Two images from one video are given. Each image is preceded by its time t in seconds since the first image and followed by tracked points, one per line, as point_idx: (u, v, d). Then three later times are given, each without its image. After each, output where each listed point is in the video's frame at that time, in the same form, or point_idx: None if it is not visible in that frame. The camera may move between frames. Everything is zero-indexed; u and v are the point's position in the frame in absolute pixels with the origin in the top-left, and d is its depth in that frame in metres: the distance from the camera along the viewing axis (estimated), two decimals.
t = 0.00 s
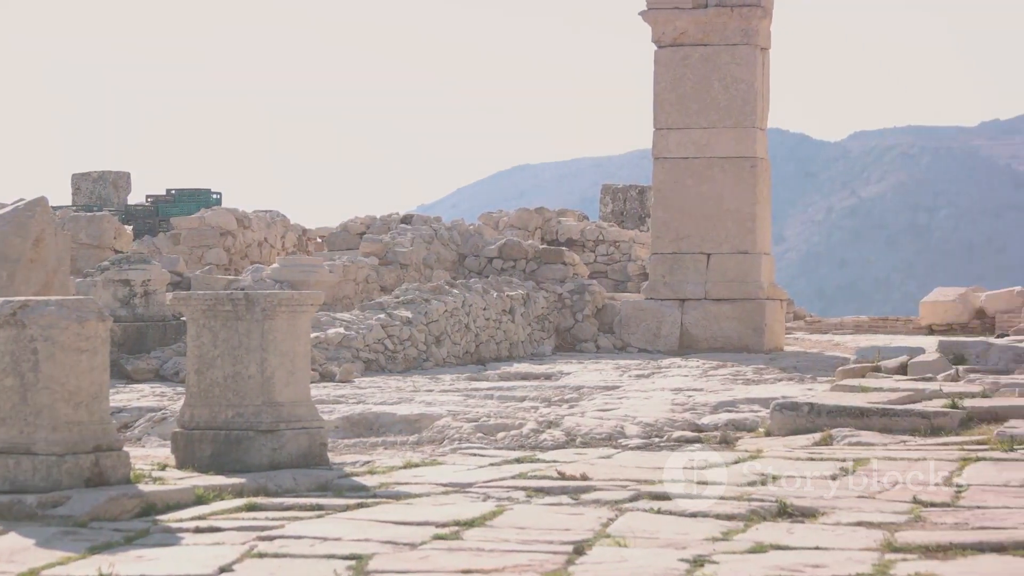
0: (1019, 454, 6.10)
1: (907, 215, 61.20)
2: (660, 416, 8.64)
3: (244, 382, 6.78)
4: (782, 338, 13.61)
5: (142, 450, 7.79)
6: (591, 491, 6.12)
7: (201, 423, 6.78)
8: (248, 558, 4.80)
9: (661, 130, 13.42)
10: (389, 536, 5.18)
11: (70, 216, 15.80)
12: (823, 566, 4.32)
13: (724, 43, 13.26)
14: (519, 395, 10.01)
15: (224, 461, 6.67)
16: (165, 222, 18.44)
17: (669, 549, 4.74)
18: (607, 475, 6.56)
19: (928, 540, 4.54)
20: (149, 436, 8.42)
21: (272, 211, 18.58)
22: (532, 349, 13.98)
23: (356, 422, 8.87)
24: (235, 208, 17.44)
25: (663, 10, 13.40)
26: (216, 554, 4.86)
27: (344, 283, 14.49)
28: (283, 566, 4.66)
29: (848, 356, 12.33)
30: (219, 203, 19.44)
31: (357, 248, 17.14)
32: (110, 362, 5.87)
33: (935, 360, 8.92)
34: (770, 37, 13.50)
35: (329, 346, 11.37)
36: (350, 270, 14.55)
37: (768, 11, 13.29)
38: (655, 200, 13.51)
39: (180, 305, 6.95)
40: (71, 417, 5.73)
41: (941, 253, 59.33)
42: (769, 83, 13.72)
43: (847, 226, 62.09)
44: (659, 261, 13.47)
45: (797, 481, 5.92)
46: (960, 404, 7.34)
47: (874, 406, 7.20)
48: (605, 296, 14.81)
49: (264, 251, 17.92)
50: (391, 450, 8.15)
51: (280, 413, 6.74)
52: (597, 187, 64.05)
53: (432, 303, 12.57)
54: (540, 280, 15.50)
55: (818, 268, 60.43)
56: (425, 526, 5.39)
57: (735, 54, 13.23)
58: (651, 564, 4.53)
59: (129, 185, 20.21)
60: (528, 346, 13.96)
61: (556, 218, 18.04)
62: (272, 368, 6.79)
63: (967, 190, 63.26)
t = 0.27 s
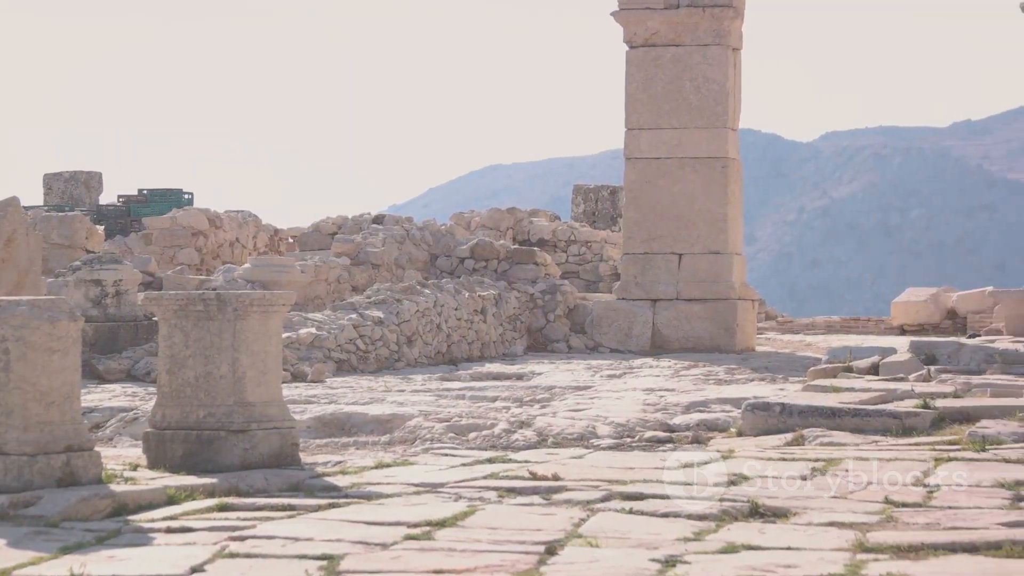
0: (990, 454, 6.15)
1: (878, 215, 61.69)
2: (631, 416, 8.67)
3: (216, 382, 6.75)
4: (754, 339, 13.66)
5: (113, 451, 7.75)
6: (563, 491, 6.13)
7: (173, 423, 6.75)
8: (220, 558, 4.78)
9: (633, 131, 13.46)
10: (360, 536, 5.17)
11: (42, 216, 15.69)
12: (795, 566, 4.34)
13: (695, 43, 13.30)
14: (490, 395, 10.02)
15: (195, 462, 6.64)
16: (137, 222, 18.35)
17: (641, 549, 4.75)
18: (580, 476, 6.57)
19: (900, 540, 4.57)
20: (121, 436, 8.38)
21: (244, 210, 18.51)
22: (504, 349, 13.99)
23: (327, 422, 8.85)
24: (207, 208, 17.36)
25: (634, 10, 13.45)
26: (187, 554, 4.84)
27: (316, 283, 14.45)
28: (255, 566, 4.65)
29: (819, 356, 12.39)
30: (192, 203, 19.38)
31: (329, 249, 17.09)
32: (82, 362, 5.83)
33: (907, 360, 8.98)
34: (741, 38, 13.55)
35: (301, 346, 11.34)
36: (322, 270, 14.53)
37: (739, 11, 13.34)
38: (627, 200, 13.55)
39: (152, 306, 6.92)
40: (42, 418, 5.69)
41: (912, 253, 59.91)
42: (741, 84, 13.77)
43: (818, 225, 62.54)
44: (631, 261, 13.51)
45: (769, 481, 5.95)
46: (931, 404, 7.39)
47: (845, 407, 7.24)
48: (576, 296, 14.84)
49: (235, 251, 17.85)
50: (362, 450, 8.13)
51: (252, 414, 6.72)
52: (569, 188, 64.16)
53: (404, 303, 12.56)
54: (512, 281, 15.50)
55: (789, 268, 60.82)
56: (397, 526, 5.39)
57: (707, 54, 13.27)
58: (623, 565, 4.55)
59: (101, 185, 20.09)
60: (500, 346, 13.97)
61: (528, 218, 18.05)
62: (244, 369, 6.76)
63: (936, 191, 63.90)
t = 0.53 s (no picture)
0: (961, 454, 6.20)
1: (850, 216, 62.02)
2: (604, 416, 8.69)
3: (188, 382, 6.73)
4: (726, 339, 13.72)
5: (84, 451, 7.71)
6: (535, 492, 6.14)
7: (145, 423, 6.72)
8: (192, 558, 4.77)
9: (605, 132, 13.50)
10: (333, 537, 5.17)
11: (13, 216, 15.58)
12: (768, 566, 4.37)
13: (667, 43, 13.35)
14: (463, 395, 10.03)
15: (167, 462, 6.61)
16: (109, 222, 18.25)
17: (613, 549, 4.77)
18: (552, 476, 6.59)
19: (872, 540, 4.61)
20: (93, 436, 8.34)
21: (217, 210, 18.44)
22: (475, 349, 13.99)
23: (300, 423, 8.83)
24: (178, 208, 17.28)
25: (606, 10, 13.48)
26: (159, 554, 4.83)
27: (288, 283, 14.42)
28: (227, 566, 4.64)
29: (791, 356, 12.46)
30: (164, 203, 19.30)
31: (301, 249, 17.04)
32: (53, 362, 5.81)
33: (878, 360, 9.04)
34: (713, 38, 13.60)
35: (273, 346, 11.31)
36: (294, 270, 14.50)
37: (711, 12, 13.39)
38: (599, 201, 13.57)
39: (124, 306, 6.89)
40: (13, 417, 5.66)
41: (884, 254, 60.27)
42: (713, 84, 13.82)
43: (790, 227, 62.75)
44: (603, 261, 13.55)
45: (741, 481, 5.98)
46: (903, 404, 7.44)
47: (816, 407, 7.28)
48: (548, 296, 14.86)
49: (207, 251, 17.78)
50: (334, 450, 8.13)
51: (224, 414, 6.70)
52: (542, 189, 64.22)
53: (376, 303, 12.54)
54: (483, 281, 15.51)
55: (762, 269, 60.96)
56: (369, 526, 5.38)
57: (679, 54, 13.32)
58: (596, 564, 4.56)
59: (73, 185, 19.97)
60: (472, 346, 13.98)
61: (500, 219, 18.07)
62: (216, 369, 6.75)
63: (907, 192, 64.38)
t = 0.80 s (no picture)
0: (937, 454, 6.25)
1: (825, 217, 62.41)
2: (580, 416, 8.72)
3: (164, 382, 6.71)
4: (702, 339, 13.77)
5: (59, 451, 7.68)
6: (511, 492, 6.16)
7: (121, 423, 6.70)
8: (168, 558, 4.77)
9: (581, 132, 13.54)
10: (309, 537, 5.16)
11: None
12: (744, 566, 4.39)
13: (643, 44, 13.39)
14: (439, 396, 10.04)
15: (143, 462, 6.60)
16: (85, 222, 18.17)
17: (589, 549, 4.79)
18: (528, 476, 6.61)
19: (848, 540, 4.64)
20: (70, 436, 8.30)
21: (193, 210, 18.37)
22: (451, 350, 14.00)
23: (276, 423, 8.82)
24: (154, 208, 17.21)
25: (582, 11, 13.51)
26: (134, 554, 4.82)
27: (264, 283, 14.38)
28: (203, 566, 4.64)
29: (767, 357, 12.52)
30: (140, 203, 19.25)
31: (277, 248, 17.01)
32: (28, 362, 5.79)
33: (854, 360, 9.10)
34: (689, 39, 13.64)
35: (249, 346, 11.28)
36: (270, 270, 14.47)
37: (687, 13, 13.43)
38: (575, 201, 13.60)
39: (100, 306, 6.87)
40: None
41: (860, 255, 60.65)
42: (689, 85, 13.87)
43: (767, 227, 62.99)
44: (579, 262, 13.58)
45: (716, 481, 6.01)
46: (880, 404, 7.49)
47: (792, 407, 7.32)
48: (524, 296, 14.88)
49: (183, 251, 17.71)
50: (311, 451, 8.12)
51: (200, 414, 6.69)
52: (518, 189, 64.24)
53: (352, 303, 12.53)
54: (459, 281, 15.51)
55: (738, 269, 61.13)
56: (345, 527, 5.38)
57: (655, 55, 13.36)
58: (572, 565, 4.58)
59: (48, 185, 19.87)
60: (448, 346, 13.98)
61: (476, 219, 18.08)
62: (192, 369, 6.74)
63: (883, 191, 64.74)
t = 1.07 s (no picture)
0: (909, 454, 6.30)
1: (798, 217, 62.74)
2: (553, 416, 8.74)
3: (136, 382, 6.70)
4: (675, 340, 13.83)
5: (31, 451, 7.65)
6: (484, 492, 6.17)
7: (94, 423, 6.67)
8: (141, 558, 4.76)
9: (554, 132, 13.57)
10: (282, 537, 5.16)
11: None
12: (718, 566, 4.43)
13: (616, 44, 13.43)
14: (412, 396, 10.04)
15: (116, 462, 6.58)
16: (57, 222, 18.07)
17: (563, 550, 4.81)
18: (502, 476, 6.62)
19: (820, 540, 4.68)
20: (42, 436, 8.26)
21: (166, 210, 18.29)
22: (424, 350, 13.99)
23: (249, 423, 8.80)
24: (127, 207, 17.12)
25: (555, 11, 13.54)
26: (106, 554, 4.81)
27: (238, 283, 14.34)
28: (176, 566, 4.63)
29: (740, 357, 12.58)
30: (113, 203, 19.18)
31: (250, 248, 16.96)
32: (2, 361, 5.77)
33: (827, 360, 9.16)
34: (662, 39, 13.69)
35: (222, 346, 11.25)
36: (243, 270, 14.43)
37: (660, 13, 13.47)
38: (549, 201, 13.63)
39: (72, 306, 6.84)
40: None
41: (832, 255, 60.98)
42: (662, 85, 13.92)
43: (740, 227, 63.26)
44: (552, 262, 13.61)
45: (689, 481, 6.05)
46: (853, 405, 7.54)
47: (765, 408, 7.37)
48: (497, 296, 14.90)
49: (156, 252, 17.61)
50: (284, 451, 8.11)
51: (173, 414, 6.67)
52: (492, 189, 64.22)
53: (325, 304, 12.51)
54: (432, 281, 15.52)
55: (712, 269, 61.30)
56: (318, 527, 5.38)
57: (628, 55, 13.41)
58: (545, 565, 4.60)
59: (21, 185, 19.75)
60: (421, 346, 13.98)
61: (449, 219, 18.09)
62: (165, 369, 6.72)
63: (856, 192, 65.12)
